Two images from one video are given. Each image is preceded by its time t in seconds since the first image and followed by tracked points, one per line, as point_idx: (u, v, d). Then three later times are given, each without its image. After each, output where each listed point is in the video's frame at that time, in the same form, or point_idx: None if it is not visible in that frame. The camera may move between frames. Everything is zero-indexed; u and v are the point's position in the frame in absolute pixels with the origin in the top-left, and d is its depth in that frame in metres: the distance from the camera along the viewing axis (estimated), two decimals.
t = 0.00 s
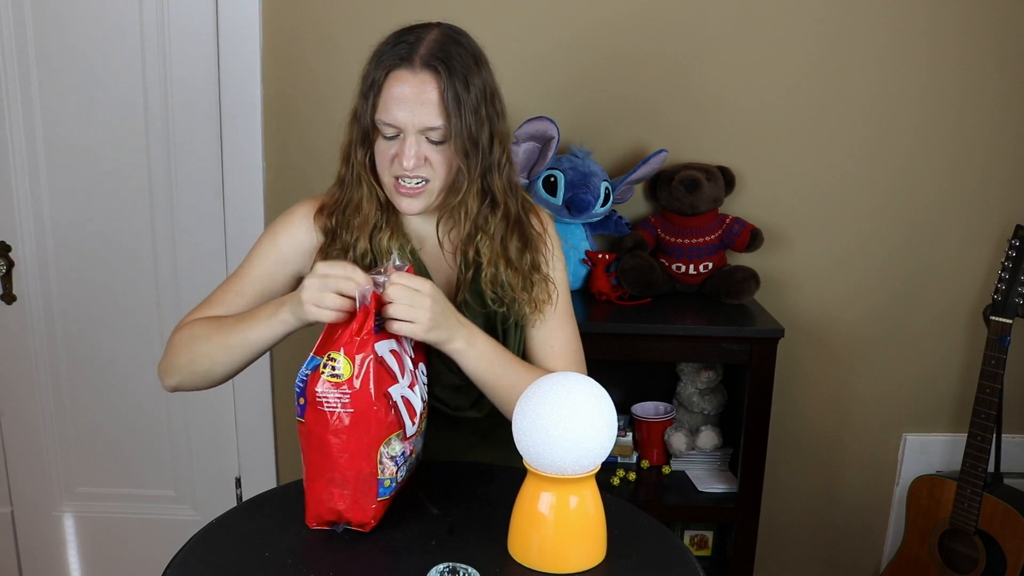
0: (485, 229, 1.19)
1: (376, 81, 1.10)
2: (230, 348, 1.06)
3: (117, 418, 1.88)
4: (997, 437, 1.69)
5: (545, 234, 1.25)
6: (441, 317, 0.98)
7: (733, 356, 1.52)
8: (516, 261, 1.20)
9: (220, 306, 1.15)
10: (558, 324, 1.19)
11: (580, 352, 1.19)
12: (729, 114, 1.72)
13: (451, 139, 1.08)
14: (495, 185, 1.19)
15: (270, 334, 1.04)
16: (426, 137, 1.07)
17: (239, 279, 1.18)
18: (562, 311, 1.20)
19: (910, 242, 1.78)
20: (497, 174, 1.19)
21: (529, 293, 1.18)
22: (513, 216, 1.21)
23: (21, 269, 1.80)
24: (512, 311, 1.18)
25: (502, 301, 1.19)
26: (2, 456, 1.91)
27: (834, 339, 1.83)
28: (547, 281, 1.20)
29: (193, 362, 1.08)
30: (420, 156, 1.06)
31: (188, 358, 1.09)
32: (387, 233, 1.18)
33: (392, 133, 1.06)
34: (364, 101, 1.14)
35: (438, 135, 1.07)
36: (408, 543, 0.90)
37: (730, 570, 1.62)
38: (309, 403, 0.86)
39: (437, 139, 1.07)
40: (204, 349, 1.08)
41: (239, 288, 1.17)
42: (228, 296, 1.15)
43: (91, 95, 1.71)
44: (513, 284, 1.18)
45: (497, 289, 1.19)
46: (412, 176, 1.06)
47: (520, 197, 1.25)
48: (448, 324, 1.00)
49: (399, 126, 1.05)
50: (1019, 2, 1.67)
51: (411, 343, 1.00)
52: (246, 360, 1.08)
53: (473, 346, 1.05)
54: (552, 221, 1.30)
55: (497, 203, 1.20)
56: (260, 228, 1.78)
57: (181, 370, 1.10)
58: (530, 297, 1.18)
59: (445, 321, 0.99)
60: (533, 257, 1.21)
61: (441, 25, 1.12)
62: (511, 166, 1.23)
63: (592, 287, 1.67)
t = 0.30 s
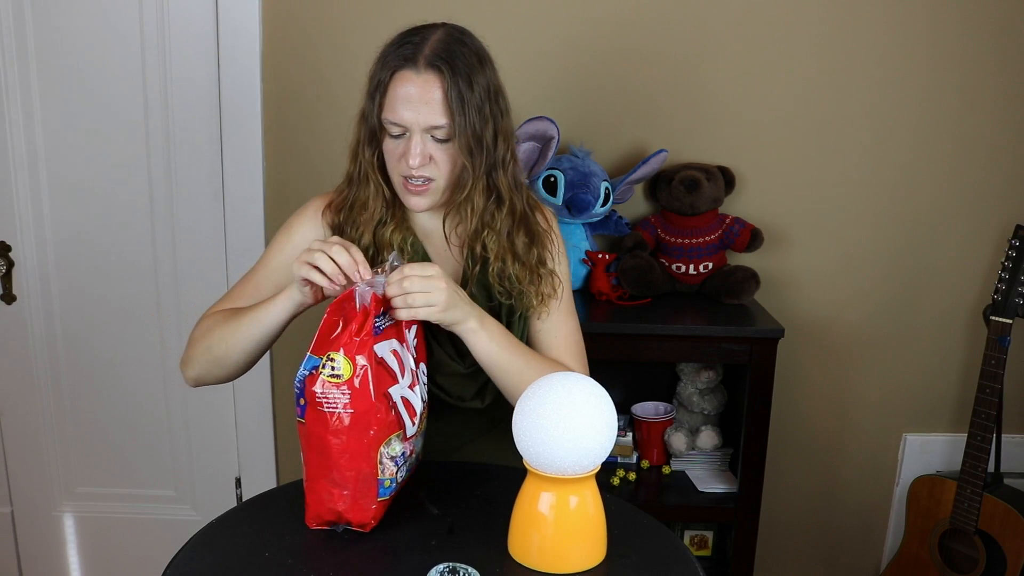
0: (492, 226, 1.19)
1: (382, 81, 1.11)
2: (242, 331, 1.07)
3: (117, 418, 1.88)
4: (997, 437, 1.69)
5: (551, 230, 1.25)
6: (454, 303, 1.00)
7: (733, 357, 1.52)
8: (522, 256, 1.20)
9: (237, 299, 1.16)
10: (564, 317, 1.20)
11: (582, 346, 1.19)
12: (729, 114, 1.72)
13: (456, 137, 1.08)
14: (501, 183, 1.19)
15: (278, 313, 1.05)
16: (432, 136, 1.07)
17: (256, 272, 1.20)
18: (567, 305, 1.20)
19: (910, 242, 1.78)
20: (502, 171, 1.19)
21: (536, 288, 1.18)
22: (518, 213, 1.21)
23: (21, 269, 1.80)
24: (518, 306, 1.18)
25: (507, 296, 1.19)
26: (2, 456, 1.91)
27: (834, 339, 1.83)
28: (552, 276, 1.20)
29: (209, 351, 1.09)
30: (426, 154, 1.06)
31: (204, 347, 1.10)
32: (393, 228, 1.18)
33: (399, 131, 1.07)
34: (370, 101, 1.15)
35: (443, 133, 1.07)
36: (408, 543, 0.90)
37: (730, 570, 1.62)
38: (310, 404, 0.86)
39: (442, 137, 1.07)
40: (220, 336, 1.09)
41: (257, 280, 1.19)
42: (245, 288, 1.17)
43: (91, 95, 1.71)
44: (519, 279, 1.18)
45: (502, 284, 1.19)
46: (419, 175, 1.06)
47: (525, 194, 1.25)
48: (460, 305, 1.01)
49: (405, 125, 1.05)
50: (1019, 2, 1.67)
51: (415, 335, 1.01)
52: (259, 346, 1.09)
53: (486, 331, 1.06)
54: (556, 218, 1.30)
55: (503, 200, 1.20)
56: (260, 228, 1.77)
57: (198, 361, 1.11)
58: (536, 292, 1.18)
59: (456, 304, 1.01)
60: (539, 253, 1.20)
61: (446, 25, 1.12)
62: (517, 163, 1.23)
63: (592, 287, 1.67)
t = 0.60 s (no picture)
0: (496, 221, 1.19)
1: (389, 80, 1.11)
2: (245, 324, 1.07)
3: (117, 418, 1.88)
4: (997, 437, 1.69)
5: (554, 227, 1.25)
6: (447, 301, 1.00)
7: (733, 356, 1.52)
8: (526, 250, 1.20)
9: (243, 291, 1.16)
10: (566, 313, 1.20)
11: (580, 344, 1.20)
12: (729, 114, 1.72)
13: (461, 134, 1.08)
14: (505, 179, 1.19)
15: (282, 308, 1.05)
16: (438, 133, 1.07)
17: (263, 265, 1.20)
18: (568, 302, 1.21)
19: (910, 242, 1.78)
20: (506, 168, 1.19)
21: (539, 282, 1.18)
22: (522, 209, 1.21)
23: (21, 269, 1.80)
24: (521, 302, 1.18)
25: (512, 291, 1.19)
26: (3, 457, 1.91)
27: (834, 339, 1.83)
28: (556, 272, 1.20)
29: (212, 342, 1.10)
30: (432, 151, 1.06)
31: (207, 338, 1.10)
32: (399, 222, 1.18)
33: (405, 128, 1.07)
34: (379, 100, 1.15)
35: (449, 130, 1.07)
36: (408, 543, 0.89)
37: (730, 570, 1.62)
38: (310, 403, 0.86)
39: (448, 135, 1.07)
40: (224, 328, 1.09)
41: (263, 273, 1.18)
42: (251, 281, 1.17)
43: (91, 94, 1.71)
44: (522, 273, 1.18)
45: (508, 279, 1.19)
46: (425, 171, 1.06)
47: (530, 191, 1.25)
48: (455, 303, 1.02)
49: (411, 122, 1.06)
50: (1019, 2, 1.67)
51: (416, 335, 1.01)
52: (261, 338, 1.09)
53: (484, 329, 1.06)
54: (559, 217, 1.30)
55: (507, 196, 1.20)
56: (260, 227, 1.77)
57: (201, 352, 1.11)
58: (540, 285, 1.18)
59: (450, 301, 1.01)
60: (543, 248, 1.20)
61: (452, 25, 1.12)
62: (521, 161, 1.23)
63: (592, 287, 1.67)
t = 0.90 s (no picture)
0: (494, 220, 1.19)
1: (385, 83, 1.11)
2: (231, 318, 1.07)
3: (117, 418, 1.88)
4: (997, 437, 1.69)
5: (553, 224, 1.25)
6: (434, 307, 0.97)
7: (733, 356, 1.52)
8: (526, 247, 1.20)
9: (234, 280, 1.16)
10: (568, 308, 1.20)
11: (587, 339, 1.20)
12: (729, 114, 1.72)
13: (459, 135, 1.08)
14: (502, 177, 1.19)
15: (269, 309, 1.04)
16: (436, 134, 1.07)
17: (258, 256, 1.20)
18: (571, 298, 1.21)
19: (910, 242, 1.78)
20: (503, 166, 1.19)
21: (537, 279, 1.18)
22: (520, 207, 1.21)
23: (21, 269, 1.80)
24: (522, 299, 1.18)
25: (513, 288, 1.19)
26: (3, 457, 1.91)
27: (834, 339, 1.83)
28: (554, 268, 1.20)
29: (195, 330, 1.10)
30: (431, 152, 1.06)
31: (191, 325, 1.10)
32: (399, 222, 1.19)
33: (403, 130, 1.07)
34: (376, 102, 1.15)
35: (447, 131, 1.07)
36: (408, 542, 0.89)
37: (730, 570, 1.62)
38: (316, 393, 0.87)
39: (446, 136, 1.07)
40: (212, 317, 1.09)
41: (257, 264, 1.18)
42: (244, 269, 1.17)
43: (91, 95, 1.71)
44: (523, 270, 1.18)
45: (508, 275, 1.19)
46: (423, 173, 1.06)
47: (527, 189, 1.25)
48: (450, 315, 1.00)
49: (409, 124, 1.06)
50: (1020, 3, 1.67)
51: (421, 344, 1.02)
52: (243, 334, 1.09)
53: (482, 341, 1.05)
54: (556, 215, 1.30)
55: (506, 194, 1.20)
56: (260, 227, 1.77)
57: (183, 337, 1.11)
58: (537, 282, 1.18)
59: (445, 313, 0.99)
60: (540, 246, 1.20)
61: (447, 25, 1.12)
62: (518, 159, 1.23)
63: (592, 287, 1.67)
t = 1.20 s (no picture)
0: (490, 219, 1.19)
1: (381, 76, 1.11)
2: (234, 326, 1.07)
3: (117, 418, 1.88)
4: (997, 437, 1.68)
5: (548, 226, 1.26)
6: (446, 310, 0.99)
7: (733, 356, 1.52)
8: (521, 248, 1.20)
9: (228, 286, 1.16)
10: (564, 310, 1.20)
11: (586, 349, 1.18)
12: (729, 114, 1.72)
13: (456, 127, 1.09)
14: (497, 175, 1.19)
15: (275, 316, 1.05)
16: (432, 126, 1.07)
17: (252, 261, 1.20)
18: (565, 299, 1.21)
19: (910, 242, 1.78)
20: (498, 164, 1.19)
21: (532, 281, 1.18)
22: (515, 206, 1.22)
23: (21, 269, 1.80)
24: (518, 302, 1.18)
25: (508, 292, 1.18)
26: (3, 457, 1.91)
27: (834, 339, 1.83)
28: (550, 270, 1.20)
29: (195, 338, 1.09)
30: (427, 145, 1.06)
31: (188, 333, 1.10)
32: (392, 229, 1.18)
33: (399, 123, 1.07)
34: (369, 98, 1.16)
35: (444, 122, 1.07)
36: (409, 542, 0.90)
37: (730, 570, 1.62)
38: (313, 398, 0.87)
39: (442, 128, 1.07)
40: (211, 326, 1.08)
41: (250, 271, 1.18)
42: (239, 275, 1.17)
43: (91, 95, 1.71)
44: (519, 271, 1.18)
45: (503, 277, 1.18)
46: (420, 166, 1.05)
47: (522, 188, 1.25)
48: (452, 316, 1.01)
49: (405, 116, 1.06)
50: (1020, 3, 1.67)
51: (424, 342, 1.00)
52: (247, 341, 1.09)
53: (477, 341, 1.05)
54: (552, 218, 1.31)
55: (500, 192, 1.20)
56: (260, 228, 1.77)
57: (179, 345, 1.11)
58: (533, 285, 1.18)
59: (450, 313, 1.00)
60: (535, 247, 1.21)
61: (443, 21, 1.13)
62: (513, 157, 1.23)
63: (592, 287, 1.67)
